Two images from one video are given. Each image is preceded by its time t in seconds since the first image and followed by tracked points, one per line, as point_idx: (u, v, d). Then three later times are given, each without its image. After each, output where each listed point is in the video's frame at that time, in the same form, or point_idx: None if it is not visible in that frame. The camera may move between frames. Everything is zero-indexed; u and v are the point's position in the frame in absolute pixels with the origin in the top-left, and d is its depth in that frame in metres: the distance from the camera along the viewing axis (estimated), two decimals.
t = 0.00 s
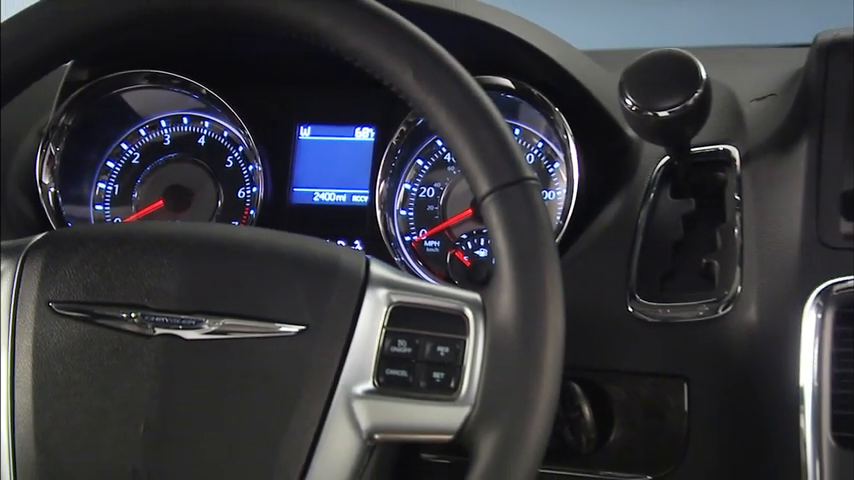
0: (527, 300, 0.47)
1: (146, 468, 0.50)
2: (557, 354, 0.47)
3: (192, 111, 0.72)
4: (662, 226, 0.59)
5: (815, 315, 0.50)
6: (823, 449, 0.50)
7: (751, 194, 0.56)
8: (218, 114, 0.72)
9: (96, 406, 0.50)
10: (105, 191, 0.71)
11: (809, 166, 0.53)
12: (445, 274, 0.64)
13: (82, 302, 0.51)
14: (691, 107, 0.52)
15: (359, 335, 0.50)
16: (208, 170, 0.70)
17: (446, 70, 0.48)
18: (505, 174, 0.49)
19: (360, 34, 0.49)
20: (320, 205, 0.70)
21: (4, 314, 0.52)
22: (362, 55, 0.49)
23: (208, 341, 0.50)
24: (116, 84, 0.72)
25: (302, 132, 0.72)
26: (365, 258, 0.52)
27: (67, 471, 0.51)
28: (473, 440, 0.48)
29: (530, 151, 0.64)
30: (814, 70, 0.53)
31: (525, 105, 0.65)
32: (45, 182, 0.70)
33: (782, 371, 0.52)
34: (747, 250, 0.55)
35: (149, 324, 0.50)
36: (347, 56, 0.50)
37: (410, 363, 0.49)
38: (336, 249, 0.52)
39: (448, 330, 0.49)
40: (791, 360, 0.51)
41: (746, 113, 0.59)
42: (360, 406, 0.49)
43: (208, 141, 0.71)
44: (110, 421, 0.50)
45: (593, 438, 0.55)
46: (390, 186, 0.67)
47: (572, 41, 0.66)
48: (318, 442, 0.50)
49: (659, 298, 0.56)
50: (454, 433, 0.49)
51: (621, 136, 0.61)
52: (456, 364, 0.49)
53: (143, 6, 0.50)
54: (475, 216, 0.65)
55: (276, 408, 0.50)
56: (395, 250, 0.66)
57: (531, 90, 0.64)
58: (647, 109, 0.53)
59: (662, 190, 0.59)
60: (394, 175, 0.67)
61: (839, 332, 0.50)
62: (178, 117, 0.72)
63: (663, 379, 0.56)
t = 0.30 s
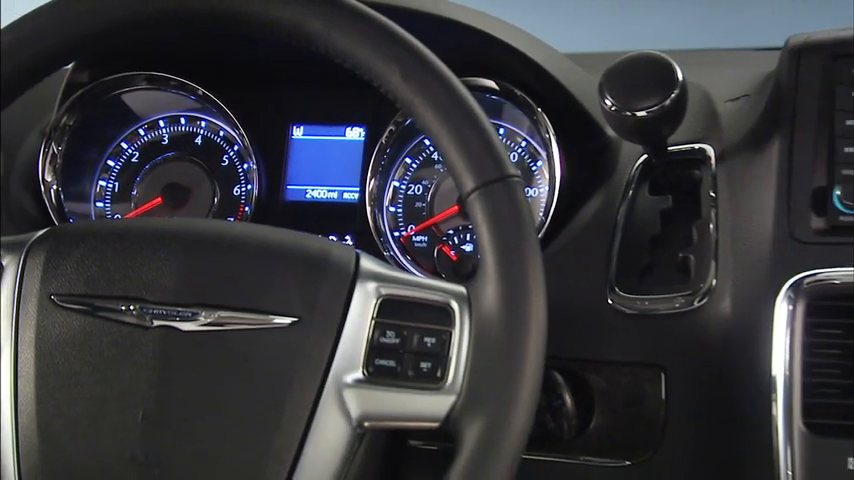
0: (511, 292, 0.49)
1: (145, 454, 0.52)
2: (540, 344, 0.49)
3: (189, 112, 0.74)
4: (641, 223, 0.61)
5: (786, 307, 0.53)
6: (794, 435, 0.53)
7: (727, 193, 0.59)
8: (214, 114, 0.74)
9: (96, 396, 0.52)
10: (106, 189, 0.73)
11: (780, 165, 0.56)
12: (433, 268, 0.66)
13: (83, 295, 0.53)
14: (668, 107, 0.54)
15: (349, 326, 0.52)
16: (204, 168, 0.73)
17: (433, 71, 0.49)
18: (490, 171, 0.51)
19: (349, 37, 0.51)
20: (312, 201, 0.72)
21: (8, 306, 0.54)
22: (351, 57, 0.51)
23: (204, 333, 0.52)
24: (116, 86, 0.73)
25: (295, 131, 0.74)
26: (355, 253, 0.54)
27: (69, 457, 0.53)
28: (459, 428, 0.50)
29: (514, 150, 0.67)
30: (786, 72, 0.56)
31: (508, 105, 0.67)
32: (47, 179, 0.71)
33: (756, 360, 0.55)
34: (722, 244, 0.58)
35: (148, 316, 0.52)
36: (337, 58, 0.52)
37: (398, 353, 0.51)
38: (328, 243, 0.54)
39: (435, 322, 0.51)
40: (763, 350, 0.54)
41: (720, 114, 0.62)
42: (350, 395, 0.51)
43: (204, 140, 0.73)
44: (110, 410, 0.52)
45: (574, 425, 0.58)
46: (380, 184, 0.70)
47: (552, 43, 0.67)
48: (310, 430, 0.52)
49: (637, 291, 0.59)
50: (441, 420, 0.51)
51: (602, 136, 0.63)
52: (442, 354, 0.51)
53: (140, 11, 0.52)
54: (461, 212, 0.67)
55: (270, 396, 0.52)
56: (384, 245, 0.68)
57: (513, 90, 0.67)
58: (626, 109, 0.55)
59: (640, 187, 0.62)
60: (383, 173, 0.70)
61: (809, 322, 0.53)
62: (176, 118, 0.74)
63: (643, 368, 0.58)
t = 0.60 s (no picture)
0: (495, 285, 0.52)
1: (146, 441, 0.54)
2: (524, 335, 0.52)
3: (188, 114, 0.77)
4: (620, 220, 0.64)
5: (758, 299, 0.57)
6: (765, 422, 0.56)
7: (701, 189, 0.62)
8: (213, 116, 0.76)
9: (99, 385, 0.55)
10: (109, 188, 0.76)
11: (753, 161, 0.59)
12: (421, 263, 0.69)
13: (87, 289, 0.56)
14: (645, 109, 0.57)
15: (341, 318, 0.54)
16: (203, 168, 0.75)
17: (422, 75, 0.52)
18: (475, 171, 0.53)
19: (341, 43, 0.53)
20: (306, 200, 0.74)
21: (15, 299, 0.57)
22: (343, 62, 0.54)
23: (202, 325, 0.54)
24: (117, 90, 0.76)
25: (290, 133, 0.77)
26: (346, 248, 0.57)
27: (72, 444, 0.55)
28: (446, 415, 0.53)
29: (499, 150, 0.70)
30: (757, 76, 0.59)
31: (493, 108, 0.70)
32: (53, 178, 0.73)
33: (729, 350, 0.58)
34: (697, 241, 0.61)
35: (148, 309, 0.54)
36: (329, 62, 0.55)
37: (388, 344, 0.54)
38: (322, 240, 0.56)
39: (423, 314, 0.54)
40: (737, 340, 0.58)
41: (695, 115, 0.64)
42: (342, 384, 0.54)
43: (203, 141, 0.76)
44: (113, 398, 0.55)
45: (556, 412, 0.61)
46: (371, 183, 0.72)
47: (537, 49, 0.70)
48: (303, 417, 0.54)
49: (618, 285, 0.62)
50: (429, 408, 0.53)
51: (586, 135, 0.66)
52: (430, 345, 0.53)
53: (141, 17, 0.54)
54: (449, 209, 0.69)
55: (266, 385, 0.54)
56: (375, 241, 0.71)
57: (498, 94, 0.70)
58: (606, 111, 0.58)
59: (619, 185, 0.64)
60: (374, 173, 0.72)
61: (780, 314, 0.56)
62: (176, 120, 0.76)
63: (622, 359, 0.61)
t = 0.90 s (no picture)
0: (482, 279, 0.54)
1: (150, 428, 0.57)
2: (510, 326, 0.54)
3: (190, 116, 0.79)
4: (601, 217, 0.67)
5: (733, 292, 0.60)
6: (739, 409, 0.60)
7: (679, 188, 0.65)
8: (213, 118, 0.79)
9: (104, 374, 0.57)
10: (114, 187, 0.78)
11: (727, 163, 0.62)
12: (412, 258, 0.72)
13: (93, 283, 0.58)
14: (626, 112, 0.60)
15: (336, 311, 0.57)
16: (203, 168, 0.78)
17: (411, 79, 0.55)
18: (463, 171, 0.56)
19: (334, 48, 0.56)
20: (302, 198, 0.77)
21: (23, 293, 0.60)
22: (337, 66, 0.56)
23: (202, 317, 0.57)
24: (122, 93, 0.79)
25: (287, 134, 0.79)
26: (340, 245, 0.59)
27: (78, 431, 0.58)
28: (436, 403, 0.55)
29: (485, 151, 0.73)
30: (732, 80, 0.62)
31: (480, 110, 0.73)
32: (60, 178, 0.76)
33: (705, 341, 0.61)
34: (674, 237, 0.64)
35: (151, 303, 0.57)
36: (322, 67, 0.57)
37: (380, 336, 0.56)
38: (317, 237, 0.59)
39: (414, 307, 0.56)
40: (712, 332, 0.61)
41: (673, 117, 0.68)
42: (336, 374, 0.57)
43: (204, 142, 0.78)
44: (117, 388, 0.57)
45: (540, 401, 0.64)
46: (364, 182, 0.75)
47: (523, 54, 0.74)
48: (299, 406, 0.57)
49: (599, 279, 0.65)
50: (419, 397, 0.56)
51: (567, 137, 0.69)
52: (420, 336, 0.56)
53: (144, 24, 0.57)
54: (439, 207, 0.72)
55: (264, 375, 0.57)
56: (367, 237, 0.73)
57: (485, 97, 0.72)
58: (587, 113, 0.60)
59: (600, 184, 0.68)
60: (366, 172, 0.75)
61: (753, 306, 0.60)
62: (177, 122, 0.79)
63: (603, 349, 0.64)
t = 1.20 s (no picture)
0: (471, 274, 0.57)
1: (155, 416, 0.60)
2: (496, 319, 0.58)
3: (193, 119, 0.82)
4: (583, 215, 0.71)
5: (709, 286, 0.63)
6: (715, 397, 0.63)
7: (658, 187, 0.68)
8: (215, 121, 0.82)
9: (111, 364, 0.60)
10: (121, 186, 0.81)
11: (704, 163, 0.66)
12: (404, 254, 0.75)
13: (100, 278, 0.61)
14: (607, 114, 0.63)
15: (331, 303, 0.60)
16: (206, 168, 0.80)
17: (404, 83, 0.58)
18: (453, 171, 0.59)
19: (331, 53, 0.59)
20: (300, 197, 0.80)
21: (34, 288, 0.63)
22: (332, 71, 0.59)
23: (203, 310, 0.60)
24: (127, 97, 0.81)
25: (285, 136, 0.82)
26: (336, 242, 0.63)
27: (86, 419, 0.61)
28: (426, 391, 0.58)
29: (474, 151, 0.75)
30: (707, 84, 0.66)
31: (469, 113, 0.76)
32: (69, 178, 0.79)
33: (681, 332, 0.65)
34: (653, 234, 0.67)
35: (156, 296, 0.60)
36: (317, 71, 0.60)
37: (373, 328, 0.59)
38: (314, 234, 0.62)
39: (405, 300, 0.60)
40: (688, 323, 0.64)
41: (652, 120, 0.71)
42: (332, 364, 0.60)
43: (207, 144, 0.81)
44: (123, 377, 0.60)
45: (526, 389, 0.67)
46: (358, 181, 0.78)
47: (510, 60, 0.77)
48: (296, 394, 0.60)
49: (581, 274, 0.68)
50: (411, 386, 0.59)
51: (554, 137, 0.72)
52: (411, 328, 0.59)
53: (148, 32, 0.60)
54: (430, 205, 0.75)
55: (262, 365, 0.60)
56: (362, 234, 0.77)
57: (473, 100, 0.75)
58: (570, 115, 0.63)
59: (583, 184, 0.71)
60: (361, 172, 0.78)
61: (728, 299, 0.63)
62: (181, 124, 0.82)
63: (586, 341, 0.67)
